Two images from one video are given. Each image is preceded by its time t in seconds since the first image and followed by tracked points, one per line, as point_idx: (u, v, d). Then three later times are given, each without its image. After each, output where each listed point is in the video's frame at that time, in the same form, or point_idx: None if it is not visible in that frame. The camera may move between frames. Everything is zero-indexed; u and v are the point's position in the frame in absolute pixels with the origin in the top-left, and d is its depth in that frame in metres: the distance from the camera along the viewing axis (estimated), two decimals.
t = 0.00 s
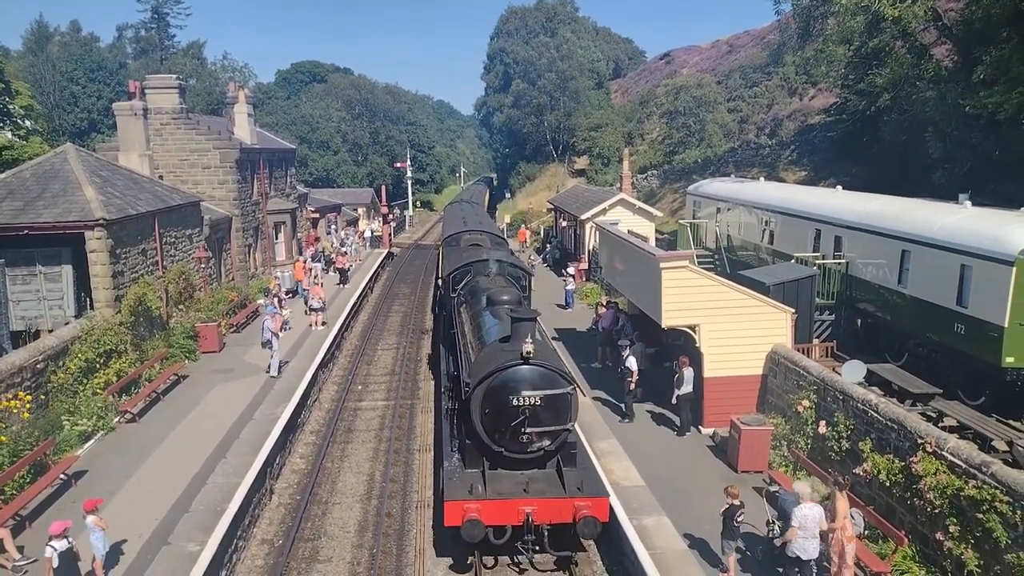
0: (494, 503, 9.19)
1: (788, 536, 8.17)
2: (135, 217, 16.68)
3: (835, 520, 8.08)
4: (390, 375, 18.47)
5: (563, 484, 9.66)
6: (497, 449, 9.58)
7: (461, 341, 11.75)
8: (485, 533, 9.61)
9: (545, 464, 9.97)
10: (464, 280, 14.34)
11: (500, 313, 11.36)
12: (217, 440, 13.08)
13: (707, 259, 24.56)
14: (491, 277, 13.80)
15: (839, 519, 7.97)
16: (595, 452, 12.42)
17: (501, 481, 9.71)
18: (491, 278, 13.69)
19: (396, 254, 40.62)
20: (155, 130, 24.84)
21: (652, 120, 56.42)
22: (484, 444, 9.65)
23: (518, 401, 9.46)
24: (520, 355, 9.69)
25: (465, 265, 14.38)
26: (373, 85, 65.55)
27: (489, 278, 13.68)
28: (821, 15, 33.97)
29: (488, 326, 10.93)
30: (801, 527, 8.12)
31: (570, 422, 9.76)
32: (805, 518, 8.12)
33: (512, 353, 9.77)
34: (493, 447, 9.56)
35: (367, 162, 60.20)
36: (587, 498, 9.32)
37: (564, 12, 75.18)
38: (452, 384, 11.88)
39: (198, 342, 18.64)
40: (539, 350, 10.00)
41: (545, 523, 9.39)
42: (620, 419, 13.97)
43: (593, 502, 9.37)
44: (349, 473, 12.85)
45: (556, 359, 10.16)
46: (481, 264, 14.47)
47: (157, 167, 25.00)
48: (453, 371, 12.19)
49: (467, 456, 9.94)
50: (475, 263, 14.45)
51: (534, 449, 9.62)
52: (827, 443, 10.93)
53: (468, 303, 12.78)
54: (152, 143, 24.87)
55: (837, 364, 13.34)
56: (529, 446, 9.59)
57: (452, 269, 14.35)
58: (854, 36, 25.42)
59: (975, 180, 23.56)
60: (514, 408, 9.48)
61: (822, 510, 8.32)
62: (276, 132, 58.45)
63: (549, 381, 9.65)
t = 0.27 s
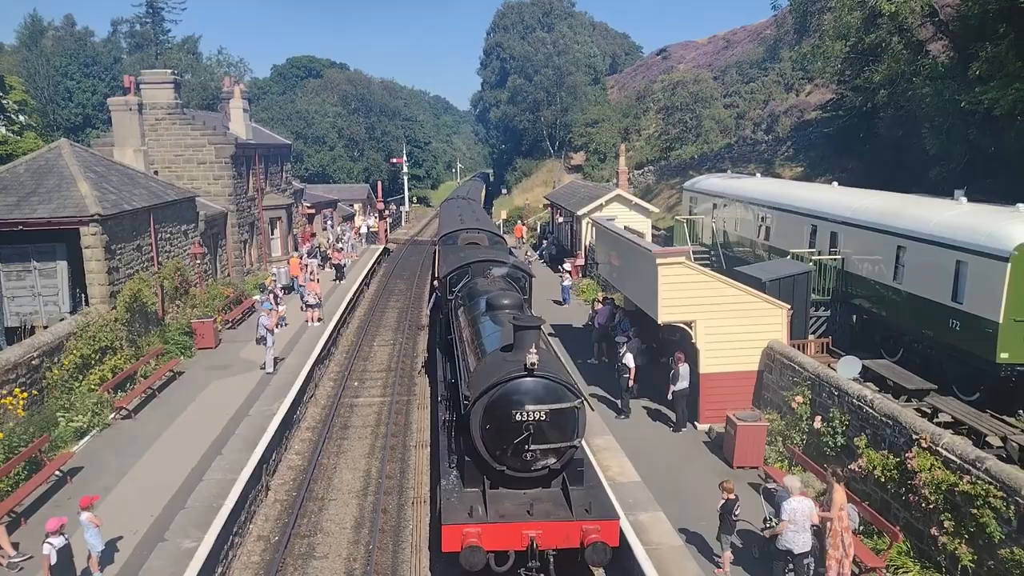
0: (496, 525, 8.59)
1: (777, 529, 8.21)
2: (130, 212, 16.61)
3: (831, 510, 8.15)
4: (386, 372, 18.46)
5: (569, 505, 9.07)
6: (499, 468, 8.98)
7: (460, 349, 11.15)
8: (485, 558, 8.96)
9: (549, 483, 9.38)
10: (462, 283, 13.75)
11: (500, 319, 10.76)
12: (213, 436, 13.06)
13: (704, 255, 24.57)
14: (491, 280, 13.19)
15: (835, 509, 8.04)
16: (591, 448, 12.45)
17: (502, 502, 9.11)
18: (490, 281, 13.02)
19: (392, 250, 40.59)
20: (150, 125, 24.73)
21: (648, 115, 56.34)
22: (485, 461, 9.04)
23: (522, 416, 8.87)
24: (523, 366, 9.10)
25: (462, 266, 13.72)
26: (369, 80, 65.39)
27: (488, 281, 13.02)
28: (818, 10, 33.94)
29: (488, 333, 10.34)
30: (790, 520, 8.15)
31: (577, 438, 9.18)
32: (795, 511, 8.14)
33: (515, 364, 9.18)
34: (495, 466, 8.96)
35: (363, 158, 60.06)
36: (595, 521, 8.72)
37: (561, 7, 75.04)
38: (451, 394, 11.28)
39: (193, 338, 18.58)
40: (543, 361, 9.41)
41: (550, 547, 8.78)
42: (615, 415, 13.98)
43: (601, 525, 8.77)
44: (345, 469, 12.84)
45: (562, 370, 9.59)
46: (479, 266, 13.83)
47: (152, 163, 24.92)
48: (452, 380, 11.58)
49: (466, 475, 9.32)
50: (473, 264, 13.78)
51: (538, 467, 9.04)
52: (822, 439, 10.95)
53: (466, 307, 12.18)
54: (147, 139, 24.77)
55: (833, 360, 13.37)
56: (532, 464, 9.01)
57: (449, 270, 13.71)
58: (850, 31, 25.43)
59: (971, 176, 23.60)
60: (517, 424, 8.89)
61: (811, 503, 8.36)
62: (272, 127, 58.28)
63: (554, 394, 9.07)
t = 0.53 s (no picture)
0: (498, 553, 7.84)
1: (765, 523, 8.21)
2: (125, 210, 16.56)
3: (826, 504, 8.20)
4: (383, 369, 18.44)
5: (578, 532, 8.29)
6: (501, 491, 8.20)
7: (458, 359, 10.40)
8: None
9: (556, 506, 8.60)
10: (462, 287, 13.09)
11: (501, 326, 10.00)
12: (209, 434, 13.03)
13: (700, 252, 24.59)
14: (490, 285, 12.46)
15: (832, 502, 8.09)
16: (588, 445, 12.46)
17: (505, 528, 8.30)
18: (490, 285, 12.53)
19: (388, 247, 40.56)
20: (145, 122, 24.61)
21: (644, 113, 56.43)
22: (485, 485, 8.27)
23: (526, 436, 8.11)
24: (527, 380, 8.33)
25: (460, 269, 13.39)
26: (364, 77, 65.29)
27: (487, 284, 12.53)
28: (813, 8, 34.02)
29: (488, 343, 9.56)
30: (778, 515, 8.11)
31: (586, 459, 8.40)
32: (783, 507, 8.12)
33: (518, 379, 8.40)
34: (496, 489, 8.18)
35: (359, 155, 59.95)
36: (607, 549, 7.92)
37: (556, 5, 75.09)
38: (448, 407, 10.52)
39: (189, 336, 18.55)
40: (549, 374, 8.64)
41: None
42: (611, 413, 14.01)
43: (614, 554, 7.96)
44: (341, 467, 12.84)
45: (568, 383, 8.82)
46: (478, 269, 13.40)
47: (147, 161, 24.84)
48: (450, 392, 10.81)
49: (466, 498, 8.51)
50: (472, 268, 13.40)
51: (544, 490, 8.26)
52: (818, 435, 11.00)
53: (465, 314, 11.43)
54: (142, 136, 24.67)
55: (828, 357, 13.39)
56: (537, 487, 8.24)
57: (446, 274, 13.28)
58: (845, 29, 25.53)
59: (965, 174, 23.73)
60: (520, 444, 8.12)
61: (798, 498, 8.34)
62: (267, 124, 58.15)
63: (562, 411, 8.30)
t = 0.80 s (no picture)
0: None
1: (755, 518, 8.23)
2: (122, 207, 16.53)
3: (824, 501, 8.19)
4: (381, 366, 18.43)
5: (589, 562, 7.77)
6: (506, 519, 7.66)
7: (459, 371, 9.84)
8: None
9: (565, 533, 8.07)
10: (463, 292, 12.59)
11: (505, 337, 9.42)
12: (206, 431, 13.01)
13: (698, 249, 24.57)
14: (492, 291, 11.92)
15: (831, 500, 8.06)
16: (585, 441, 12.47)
17: (511, 559, 7.76)
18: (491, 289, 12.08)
19: (386, 244, 40.54)
20: (142, 119, 24.51)
21: (643, 110, 56.45)
22: (489, 511, 7.73)
23: (534, 459, 7.57)
24: (535, 397, 7.76)
25: (461, 273, 12.97)
26: (362, 74, 65.22)
27: (488, 288, 12.10)
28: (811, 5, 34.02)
29: (490, 354, 8.98)
30: (768, 509, 8.14)
31: (599, 483, 7.85)
32: (774, 502, 8.12)
33: (525, 395, 7.83)
34: (501, 517, 7.64)
35: (356, 152, 59.87)
36: None
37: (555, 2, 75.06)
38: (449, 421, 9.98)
39: (187, 334, 18.54)
40: (558, 391, 8.05)
41: None
42: (609, 409, 14.01)
43: None
44: (339, 464, 12.84)
45: (578, 398, 8.25)
46: (478, 271, 13.00)
47: (144, 158, 24.78)
48: (450, 405, 10.25)
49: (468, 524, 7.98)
50: (472, 271, 13.00)
51: (552, 517, 7.72)
52: (816, 432, 11.01)
53: (466, 321, 10.85)
54: (139, 133, 24.56)
55: (826, 354, 13.39)
56: (545, 513, 7.71)
57: (445, 277, 12.91)
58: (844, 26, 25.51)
59: (963, 171, 23.76)
60: (527, 468, 7.57)
61: (793, 494, 8.32)
62: (265, 121, 58.10)
63: (571, 431, 7.74)
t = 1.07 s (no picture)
0: None
1: (752, 518, 8.23)
2: (122, 207, 16.52)
3: (825, 504, 8.22)
4: (381, 367, 18.43)
5: None
6: (515, 555, 7.36)
7: (462, 386, 9.49)
8: None
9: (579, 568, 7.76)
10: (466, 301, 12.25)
11: (512, 352, 9.05)
12: (207, 432, 13.02)
13: (698, 249, 24.55)
14: (496, 301, 11.55)
15: (831, 502, 8.10)
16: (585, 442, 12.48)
17: None
18: (495, 298, 11.76)
19: (386, 244, 40.54)
20: (142, 119, 24.53)
21: (643, 110, 56.46)
22: (498, 547, 7.42)
23: (545, 493, 7.25)
24: (546, 425, 7.39)
25: (463, 279, 12.65)
26: (362, 74, 65.21)
27: (492, 297, 11.78)
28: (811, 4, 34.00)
29: (496, 371, 8.61)
30: (765, 510, 8.13)
31: (615, 516, 7.52)
32: (771, 502, 8.13)
33: (535, 422, 7.47)
34: (509, 553, 7.33)
35: (356, 152, 59.80)
36: None
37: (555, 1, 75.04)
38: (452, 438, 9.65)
39: (187, 334, 18.55)
40: (569, 416, 7.67)
41: None
42: (609, 409, 14.02)
43: None
44: (339, 464, 12.85)
45: (592, 423, 7.89)
46: (482, 278, 12.68)
47: (144, 157, 24.77)
48: (452, 423, 9.91)
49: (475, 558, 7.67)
50: (476, 278, 12.68)
51: (565, 552, 7.41)
52: (815, 433, 11.01)
53: (470, 333, 10.48)
54: (139, 133, 24.58)
55: (826, 355, 13.40)
56: (557, 548, 7.40)
57: (446, 284, 12.63)
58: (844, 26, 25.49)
59: (963, 171, 23.75)
60: (538, 501, 7.26)
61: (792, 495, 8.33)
62: (264, 120, 58.08)
63: (586, 462, 7.39)
